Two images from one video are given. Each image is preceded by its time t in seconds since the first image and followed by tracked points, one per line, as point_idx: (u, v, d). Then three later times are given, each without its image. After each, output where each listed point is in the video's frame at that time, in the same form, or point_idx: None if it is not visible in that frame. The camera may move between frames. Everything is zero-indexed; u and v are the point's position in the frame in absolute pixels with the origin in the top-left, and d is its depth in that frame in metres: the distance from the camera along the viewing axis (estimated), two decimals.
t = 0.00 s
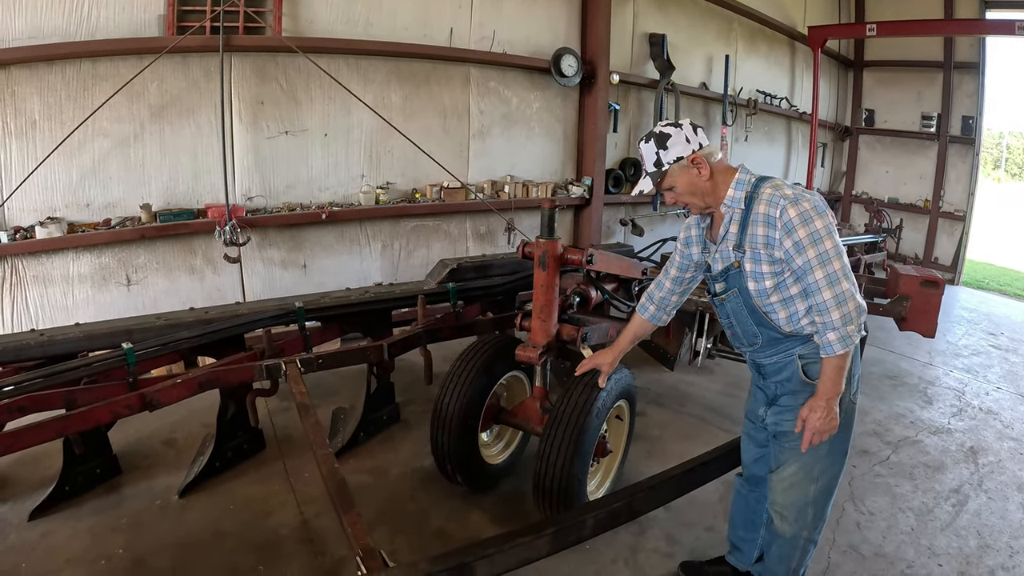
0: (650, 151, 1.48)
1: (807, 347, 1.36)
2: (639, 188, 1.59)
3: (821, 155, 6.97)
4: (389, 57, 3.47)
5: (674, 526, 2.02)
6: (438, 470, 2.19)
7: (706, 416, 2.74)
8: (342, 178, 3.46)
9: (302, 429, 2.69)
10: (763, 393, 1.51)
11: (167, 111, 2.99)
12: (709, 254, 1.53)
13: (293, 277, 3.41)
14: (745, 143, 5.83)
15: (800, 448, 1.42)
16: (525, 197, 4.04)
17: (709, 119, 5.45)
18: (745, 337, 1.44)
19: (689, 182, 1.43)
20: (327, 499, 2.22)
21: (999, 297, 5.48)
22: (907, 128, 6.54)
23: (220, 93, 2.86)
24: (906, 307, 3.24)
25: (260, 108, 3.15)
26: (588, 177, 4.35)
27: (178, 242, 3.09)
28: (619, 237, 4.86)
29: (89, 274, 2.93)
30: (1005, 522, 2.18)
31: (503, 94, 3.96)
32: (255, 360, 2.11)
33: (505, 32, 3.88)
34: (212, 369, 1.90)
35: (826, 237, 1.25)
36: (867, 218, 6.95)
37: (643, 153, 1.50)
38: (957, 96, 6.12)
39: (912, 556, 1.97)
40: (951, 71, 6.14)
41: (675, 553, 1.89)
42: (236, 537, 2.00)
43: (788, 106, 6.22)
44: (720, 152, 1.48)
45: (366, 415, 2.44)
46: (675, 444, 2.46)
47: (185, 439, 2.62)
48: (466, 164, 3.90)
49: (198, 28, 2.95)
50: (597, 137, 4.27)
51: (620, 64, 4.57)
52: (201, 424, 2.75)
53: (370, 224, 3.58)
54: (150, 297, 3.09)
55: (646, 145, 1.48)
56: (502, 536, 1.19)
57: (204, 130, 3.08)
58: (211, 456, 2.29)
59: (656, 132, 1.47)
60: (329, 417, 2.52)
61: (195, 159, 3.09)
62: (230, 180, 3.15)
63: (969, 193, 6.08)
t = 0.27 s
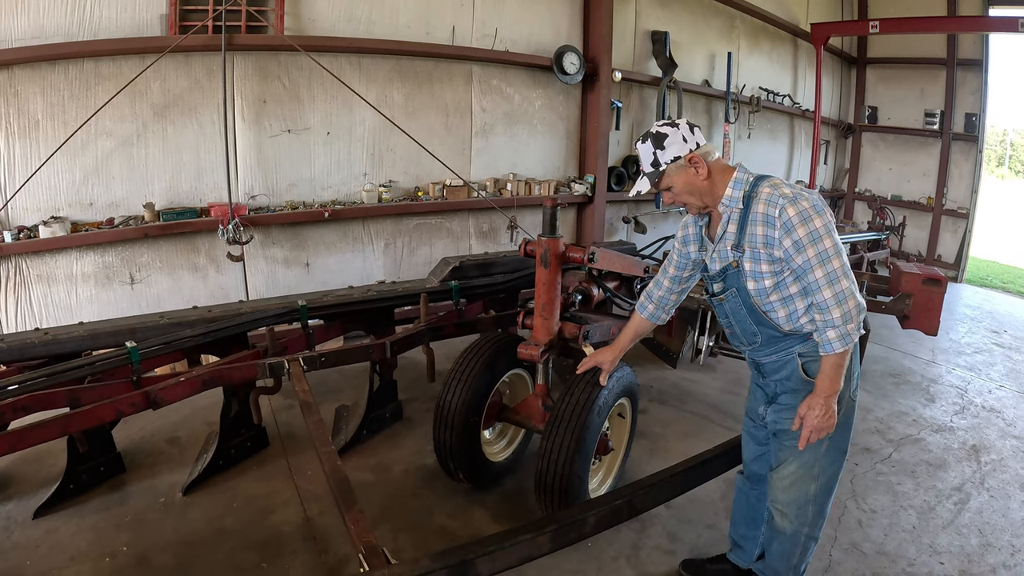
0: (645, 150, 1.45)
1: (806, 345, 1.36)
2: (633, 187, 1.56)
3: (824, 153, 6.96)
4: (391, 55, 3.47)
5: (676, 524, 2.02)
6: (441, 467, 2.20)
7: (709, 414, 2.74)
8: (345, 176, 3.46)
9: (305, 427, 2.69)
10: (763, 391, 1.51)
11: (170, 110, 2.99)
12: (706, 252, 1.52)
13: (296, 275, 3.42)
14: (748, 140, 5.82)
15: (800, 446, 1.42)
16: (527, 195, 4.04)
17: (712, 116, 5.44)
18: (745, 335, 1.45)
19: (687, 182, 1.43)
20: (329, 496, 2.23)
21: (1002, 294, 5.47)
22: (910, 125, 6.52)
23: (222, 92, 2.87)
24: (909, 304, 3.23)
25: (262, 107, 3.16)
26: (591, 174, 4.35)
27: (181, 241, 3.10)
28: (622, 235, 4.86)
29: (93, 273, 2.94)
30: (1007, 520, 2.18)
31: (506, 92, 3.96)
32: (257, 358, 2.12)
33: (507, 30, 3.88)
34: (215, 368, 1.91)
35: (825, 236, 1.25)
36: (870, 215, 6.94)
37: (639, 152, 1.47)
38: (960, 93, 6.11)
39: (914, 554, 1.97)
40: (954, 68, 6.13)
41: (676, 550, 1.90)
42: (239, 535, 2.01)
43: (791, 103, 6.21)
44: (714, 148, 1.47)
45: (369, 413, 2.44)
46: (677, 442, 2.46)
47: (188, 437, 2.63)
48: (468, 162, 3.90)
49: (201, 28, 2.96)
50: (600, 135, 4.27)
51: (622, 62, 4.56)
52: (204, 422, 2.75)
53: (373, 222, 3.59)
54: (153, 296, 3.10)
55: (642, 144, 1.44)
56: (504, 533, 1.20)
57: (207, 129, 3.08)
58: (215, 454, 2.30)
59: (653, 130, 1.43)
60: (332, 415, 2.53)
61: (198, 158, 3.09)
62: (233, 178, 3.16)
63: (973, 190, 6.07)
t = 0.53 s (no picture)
0: (650, 148, 1.46)
1: (811, 344, 1.36)
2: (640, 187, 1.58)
3: (827, 150, 6.95)
4: (394, 54, 3.47)
5: (679, 521, 2.03)
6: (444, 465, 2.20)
7: (712, 411, 2.74)
8: (348, 174, 3.47)
9: (309, 424, 2.70)
10: (767, 389, 1.51)
11: (173, 109, 3.00)
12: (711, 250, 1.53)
13: (299, 273, 3.43)
14: (751, 138, 5.81)
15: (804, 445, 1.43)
16: (531, 193, 4.04)
17: (715, 114, 5.44)
18: (749, 333, 1.45)
19: (692, 179, 1.44)
20: (333, 494, 2.23)
21: (1005, 292, 5.46)
22: (913, 122, 6.50)
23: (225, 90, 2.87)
24: (912, 302, 3.23)
25: (266, 106, 3.17)
26: (594, 172, 4.35)
27: (185, 239, 3.10)
28: (625, 233, 4.86)
29: (97, 272, 2.95)
30: (1010, 518, 2.18)
31: (508, 90, 3.96)
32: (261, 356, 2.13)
33: (509, 28, 3.88)
34: (219, 365, 1.92)
35: (831, 234, 1.25)
36: (874, 213, 6.93)
37: (645, 150, 1.48)
38: (963, 91, 6.09)
39: (916, 552, 1.97)
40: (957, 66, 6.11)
41: (679, 547, 1.90)
42: (243, 532, 2.01)
43: (794, 100, 6.20)
44: (719, 147, 1.48)
45: (372, 411, 2.45)
46: (680, 439, 2.47)
47: (192, 435, 2.63)
48: (471, 160, 3.90)
49: (204, 27, 2.96)
50: (603, 132, 4.27)
51: (625, 60, 4.56)
52: (208, 420, 2.76)
53: (376, 220, 3.59)
54: (157, 294, 3.11)
55: (647, 142, 1.46)
56: (506, 530, 1.20)
57: (210, 128, 3.09)
58: (219, 451, 2.30)
59: (657, 128, 1.45)
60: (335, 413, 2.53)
61: (202, 156, 3.10)
62: (236, 177, 3.17)
63: (976, 188, 6.05)
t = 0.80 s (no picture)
0: (659, 142, 1.44)
1: (818, 341, 1.36)
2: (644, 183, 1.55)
3: (830, 148, 6.93)
4: (396, 52, 3.47)
5: (681, 519, 2.03)
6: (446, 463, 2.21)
7: (714, 409, 2.74)
8: (350, 173, 3.47)
9: (311, 422, 2.71)
10: (771, 386, 1.51)
11: (175, 108, 3.00)
12: (717, 248, 1.52)
13: (302, 272, 3.43)
14: (754, 135, 5.80)
15: (807, 444, 1.43)
16: (533, 190, 4.04)
17: (717, 111, 5.43)
18: (756, 330, 1.44)
19: (700, 175, 1.42)
20: (335, 492, 2.24)
21: (1009, 290, 5.44)
22: (917, 119, 6.48)
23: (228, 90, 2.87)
24: (916, 300, 3.22)
25: (268, 105, 3.17)
26: (596, 170, 4.34)
27: (187, 238, 3.11)
28: (627, 231, 4.85)
29: (100, 271, 2.96)
30: (1014, 516, 2.17)
31: (510, 88, 3.95)
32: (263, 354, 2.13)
33: (512, 26, 3.87)
34: (222, 364, 1.92)
35: (841, 231, 1.25)
36: (877, 210, 6.91)
37: (653, 145, 1.46)
38: (967, 88, 6.07)
39: (919, 550, 1.96)
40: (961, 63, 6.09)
41: (681, 545, 1.90)
42: (246, 530, 2.02)
43: (797, 98, 6.18)
44: (726, 143, 1.47)
45: (374, 409, 2.45)
46: (682, 437, 2.46)
47: (195, 434, 2.64)
48: (474, 158, 3.90)
49: (205, 26, 2.96)
50: (605, 130, 4.27)
51: (628, 57, 4.55)
52: (211, 418, 2.77)
53: (378, 219, 3.59)
54: (160, 293, 3.11)
55: (655, 136, 1.43)
56: (508, 527, 1.20)
57: (212, 127, 3.09)
58: (221, 449, 2.31)
59: (666, 123, 1.42)
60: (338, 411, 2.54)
61: (204, 155, 3.10)
62: (238, 176, 3.18)
63: (980, 185, 6.02)
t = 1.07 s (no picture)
0: (671, 132, 1.43)
1: (825, 339, 1.36)
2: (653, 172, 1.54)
3: (834, 145, 6.91)
4: (398, 50, 3.47)
5: (684, 517, 2.03)
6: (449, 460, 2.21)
7: (717, 407, 2.73)
8: (353, 171, 3.48)
9: (314, 420, 2.72)
10: (776, 384, 1.51)
11: (178, 107, 3.01)
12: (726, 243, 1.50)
13: (305, 270, 3.44)
14: (756, 133, 5.79)
15: (812, 442, 1.42)
16: (535, 188, 4.04)
17: (720, 109, 5.42)
18: (762, 326, 1.44)
19: (712, 166, 1.40)
20: (338, 489, 2.24)
21: (1013, 287, 5.42)
22: (920, 117, 6.46)
23: (230, 88, 2.88)
24: (919, 297, 3.21)
25: (271, 103, 3.18)
26: (599, 168, 4.34)
27: (191, 237, 3.12)
28: (630, 229, 4.85)
29: (103, 269, 2.97)
30: (1017, 515, 2.17)
31: (513, 86, 3.95)
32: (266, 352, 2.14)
33: (514, 24, 3.87)
34: (225, 362, 1.93)
35: (852, 227, 1.24)
36: (881, 208, 6.89)
37: (664, 134, 1.44)
38: (970, 85, 6.05)
39: (922, 548, 1.96)
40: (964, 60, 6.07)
41: (684, 543, 1.90)
42: (250, 527, 2.03)
43: (800, 95, 6.17)
44: (740, 134, 1.45)
45: (377, 407, 2.46)
46: (685, 435, 2.46)
47: (198, 431, 2.65)
48: (476, 156, 3.90)
49: (208, 25, 2.97)
50: (608, 128, 4.26)
51: (630, 55, 4.55)
52: (214, 416, 2.78)
53: (381, 217, 3.60)
54: (163, 291, 3.12)
55: (667, 126, 1.42)
56: (509, 524, 1.20)
57: (215, 126, 3.10)
58: (224, 447, 2.32)
59: (679, 112, 1.41)
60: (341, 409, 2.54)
61: (207, 154, 3.11)
62: (242, 175, 3.18)
63: (984, 182, 6.00)
